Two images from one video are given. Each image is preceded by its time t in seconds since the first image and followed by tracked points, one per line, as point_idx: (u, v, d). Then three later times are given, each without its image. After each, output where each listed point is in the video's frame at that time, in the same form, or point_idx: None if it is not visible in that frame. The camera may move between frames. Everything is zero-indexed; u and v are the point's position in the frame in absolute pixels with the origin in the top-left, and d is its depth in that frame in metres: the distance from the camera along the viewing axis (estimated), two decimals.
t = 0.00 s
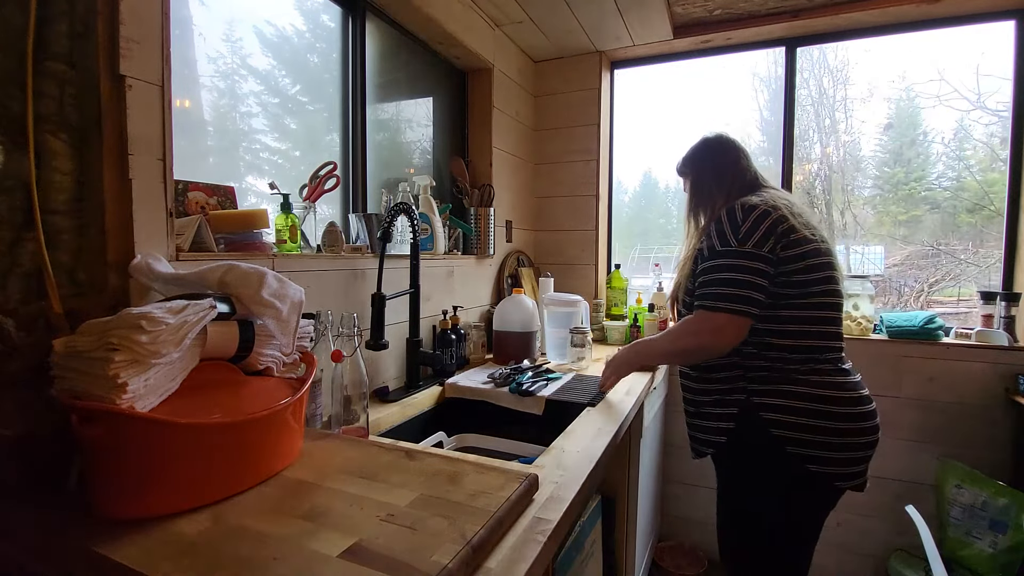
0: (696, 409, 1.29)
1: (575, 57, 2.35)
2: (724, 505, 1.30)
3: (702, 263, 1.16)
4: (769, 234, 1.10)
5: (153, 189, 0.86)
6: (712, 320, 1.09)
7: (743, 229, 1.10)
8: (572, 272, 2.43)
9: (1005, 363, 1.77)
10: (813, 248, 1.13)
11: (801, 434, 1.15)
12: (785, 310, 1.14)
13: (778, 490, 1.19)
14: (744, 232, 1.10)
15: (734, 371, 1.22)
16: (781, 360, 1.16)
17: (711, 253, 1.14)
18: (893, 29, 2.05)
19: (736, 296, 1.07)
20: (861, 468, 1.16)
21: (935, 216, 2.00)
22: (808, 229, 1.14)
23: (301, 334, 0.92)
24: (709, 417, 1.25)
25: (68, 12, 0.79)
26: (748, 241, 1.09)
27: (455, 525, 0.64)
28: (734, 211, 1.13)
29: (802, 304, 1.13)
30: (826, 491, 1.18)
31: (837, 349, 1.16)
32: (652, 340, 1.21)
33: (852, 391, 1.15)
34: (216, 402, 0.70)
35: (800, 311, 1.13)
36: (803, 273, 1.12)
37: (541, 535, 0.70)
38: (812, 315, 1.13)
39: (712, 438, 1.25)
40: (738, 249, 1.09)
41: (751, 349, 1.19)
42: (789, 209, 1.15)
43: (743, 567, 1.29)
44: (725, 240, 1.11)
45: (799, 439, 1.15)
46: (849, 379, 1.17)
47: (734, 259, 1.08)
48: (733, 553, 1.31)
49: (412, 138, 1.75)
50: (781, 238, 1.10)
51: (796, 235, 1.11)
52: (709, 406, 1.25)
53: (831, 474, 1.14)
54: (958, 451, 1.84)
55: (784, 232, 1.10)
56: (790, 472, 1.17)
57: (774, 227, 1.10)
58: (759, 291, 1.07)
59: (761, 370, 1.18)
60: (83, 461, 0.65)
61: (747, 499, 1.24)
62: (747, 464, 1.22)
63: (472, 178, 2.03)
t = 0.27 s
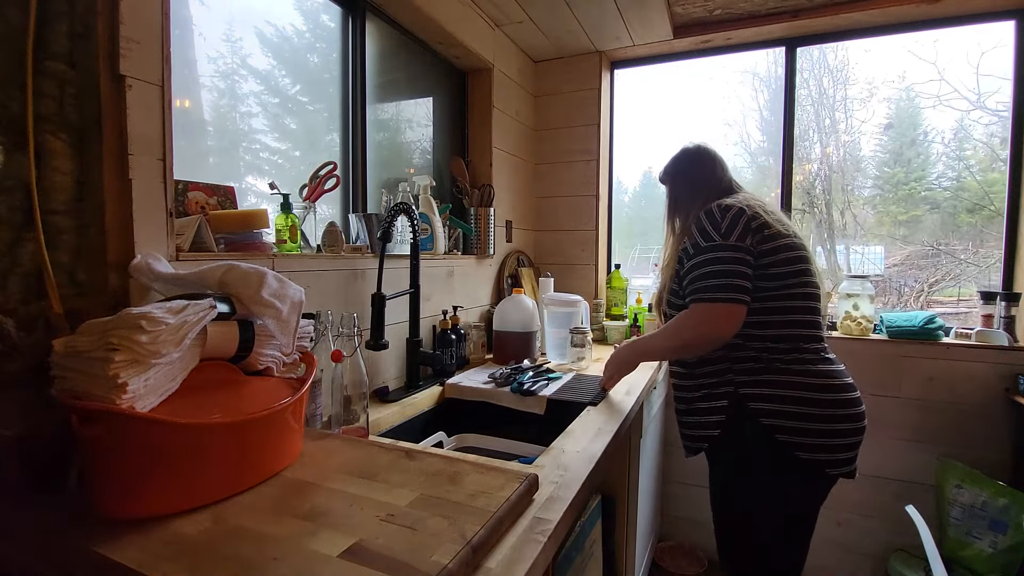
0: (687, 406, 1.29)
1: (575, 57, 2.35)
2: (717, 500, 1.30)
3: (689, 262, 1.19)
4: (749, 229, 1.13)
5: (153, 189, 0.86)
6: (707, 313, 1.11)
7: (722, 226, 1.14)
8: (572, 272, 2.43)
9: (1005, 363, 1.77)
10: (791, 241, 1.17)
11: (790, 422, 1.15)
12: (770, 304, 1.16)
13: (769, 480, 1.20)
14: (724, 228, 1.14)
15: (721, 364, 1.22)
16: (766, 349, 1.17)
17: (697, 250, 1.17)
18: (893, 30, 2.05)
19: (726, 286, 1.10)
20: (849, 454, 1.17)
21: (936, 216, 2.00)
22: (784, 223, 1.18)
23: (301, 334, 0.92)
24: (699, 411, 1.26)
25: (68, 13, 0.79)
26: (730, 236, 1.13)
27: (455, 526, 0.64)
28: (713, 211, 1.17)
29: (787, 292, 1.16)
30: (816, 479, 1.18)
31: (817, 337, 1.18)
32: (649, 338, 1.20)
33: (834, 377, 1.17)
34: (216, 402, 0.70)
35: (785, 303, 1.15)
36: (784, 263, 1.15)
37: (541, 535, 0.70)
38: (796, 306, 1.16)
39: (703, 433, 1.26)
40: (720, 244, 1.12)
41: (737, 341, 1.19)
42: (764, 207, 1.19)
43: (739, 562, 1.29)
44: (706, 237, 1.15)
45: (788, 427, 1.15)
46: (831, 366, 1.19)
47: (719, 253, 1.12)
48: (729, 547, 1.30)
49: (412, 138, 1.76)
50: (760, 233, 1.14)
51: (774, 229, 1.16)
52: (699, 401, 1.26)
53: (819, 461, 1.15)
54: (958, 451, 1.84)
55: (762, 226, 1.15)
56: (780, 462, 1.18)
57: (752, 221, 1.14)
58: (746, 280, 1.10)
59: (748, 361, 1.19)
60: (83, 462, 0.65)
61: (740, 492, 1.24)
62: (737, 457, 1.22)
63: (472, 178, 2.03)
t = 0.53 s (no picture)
0: (684, 403, 1.29)
1: (575, 57, 2.35)
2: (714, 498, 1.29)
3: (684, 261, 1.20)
4: (740, 226, 1.14)
5: (153, 189, 0.87)
6: (703, 308, 1.11)
7: (714, 225, 1.15)
8: (572, 272, 2.43)
9: (1005, 363, 1.77)
10: (783, 239, 1.18)
11: (784, 416, 1.15)
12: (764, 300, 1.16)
13: (766, 477, 1.19)
14: (716, 226, 1.14)
15: (715, 358, 1.23)
16: (760, 344, 1.18)
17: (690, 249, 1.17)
18: (893, 30, 2.05)
19: (721, 281, 1.10)
20: (845, 448, 1.17)
21: (936, 216, 2.00)
22: (775, 222, 1.19)
23: (301, 334, 0.92)
24: (696, 408, 1.26)
25: (69, 13, 0.79)
26: (723, 232, 1.13)
27: (455, 526, 0.64)
28: (704, 210, 1.18)
29: (782, 288, 1.16)
30: (812, 474, 1.18)
31: (809, 332, 1.19)
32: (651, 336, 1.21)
33: (828, 372, 1.17)
34: (216, 401, 0.70)
35: (778, 300, 1.16)
36: (779, 259, 1.16)
37: (541, 535, 0.70)
38: (791, 301, 1.16)
39: (700, 430, 1.26)
40: (713, 240, 1.13)
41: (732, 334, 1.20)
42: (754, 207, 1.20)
43: (739, 564, 1.28)
44: (699, 236, 1.16)
45: (783, 421, 1.15)
46: (824, 361, 1.19)
47: (713, 250, 1.12)
48: (728, 548, 1.29)
49: (412, 138, 1.76)
50: (753, 232, 1.15)
51: (765, 227, 1.17)
52: (695, 398, 1.26)
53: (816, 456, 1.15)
54: (958, 451, 1.84)
55: (753, 224, 1.15)
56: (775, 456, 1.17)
57: (744, 218, 1.15)
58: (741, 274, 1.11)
59: (742, 356, 1.19)
60: (83, 462, 0.65)
61: (737, 489, 1.23)
62: (733, 453, 1.22)
63: (472, 178, 2.03)
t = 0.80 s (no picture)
0: (684, 405, 1.29)
1: (575, 57, 2.35)
2: (711, 499, 1.29)
3: (692, 265, 1.18)
4: (748, 229, 1.13)
5: (152, 189, 0.87)
6: (719, 312, 1.10)
7: (722, 228, 1.13)
8: (572, 272, 2.43)
9: (1005, 363, 1.76)
10: (787, 238, 1.18)
11: (784, 419, 1.15)
12: (772, 302, 1.17)
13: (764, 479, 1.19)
14: (725, 229, 1.13)
15: (717, 360, 1.22)
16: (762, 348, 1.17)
17: (701, 253, 1.15)
18: (893, 30, 2.05)
19: (736, 288, 1.10)
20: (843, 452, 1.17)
21: (936, 216, 2.00)
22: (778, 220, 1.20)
23: (301, 334, 0.92)
24: (696, 409, 1.25)
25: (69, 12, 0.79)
26: (733, 236, 1.12)
27: (455, 526, 0.64)
28: (710, 213, 1.17)
29: (789, 289, 1.16)
30: (808, 477, 1.18)
31: (810, 335, 1.19)
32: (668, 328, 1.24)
33: (828, 375, 1.18)
34: (216, 401, 0.70)
35: (785, 301, 1.16)
36: (786, 259, 1.16)
37: (541, 535, 0.70)
38: (794, 303, 1.17)
39: (698, 430, 1.25)
40: (724, 245, 1.12)
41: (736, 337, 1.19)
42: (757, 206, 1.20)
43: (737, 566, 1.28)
44: (708, 239, 1.14)
45: (782, 424, 1.15)
46: (824, 364, 1.19)
47: (724, 256, 1.11)
48: (725, 550, 1.29)
49: (412, 138, 1.76)
50: (760, 233, 1.14)
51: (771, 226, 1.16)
52: (695, 399, 1.26)
53: (814, 459, 1.15)
54: (958, 451, 1.84)
55: (761, 224, 1.15)
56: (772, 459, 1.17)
57: (751, 220, 1.14)
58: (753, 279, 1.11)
59: (744, 359, 1.19)
60: (83, 462, 0.65)
61: (735, 491, 1.23)
62: (731, 454, 1.22)
63: (472, 178, 2.03)
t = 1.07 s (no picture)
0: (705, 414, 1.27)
1: (575, 57, 2.35)
2: (729, 509, 1.27)
3: (716, 275, 1.15)
4: (768, 233, 1.12)
5: (152, 188, 0.87)
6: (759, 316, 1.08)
7: (745, 235, 1.11)
8: (572, 272, 2.43)
9: (1005, 363, 1.76)
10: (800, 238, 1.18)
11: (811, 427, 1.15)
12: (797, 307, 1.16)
13: (789, 487, 1.18)
14: (749, 237, 1.11)
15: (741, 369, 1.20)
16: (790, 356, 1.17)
17: (726, 262, 1.12)
18: (893, 30, 2.05)
19: (769, 296, 1.07)
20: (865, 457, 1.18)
21: (936, 216, 2.00)
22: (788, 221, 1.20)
23: (301, 334, 0.92)
24: (719, 418, 1.24)
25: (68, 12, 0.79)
26: (757, 243, 1.10)
27: (455, 525, 0.64)
28: (729, 220, 1.14)
29: (809, 292, 1.16)
30: (830, 483, 1.19)
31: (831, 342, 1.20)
32: (697, 334, 1.22)
33: (850, 381, 1.18)
34: (216, 401, 0.70)
35: (808, 305, 1.16)
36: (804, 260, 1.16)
37: (541, 535, 0.70)
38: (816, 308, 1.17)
39: (719, 439, 1.24)
40: (750, 253, 1.10)
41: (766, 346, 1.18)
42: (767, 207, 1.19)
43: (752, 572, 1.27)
44: (732, 248, 1.12)
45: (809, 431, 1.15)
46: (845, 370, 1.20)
47: (752, 264, 1.09)
48: (744, 560, 1.28)
49: (412, 138, 1.76)
50: (780, 237, 1.13)
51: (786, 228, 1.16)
52: (715, 407, 1.24)
53: (840, 465, 1.15)
54: (958, 451, 1.84)
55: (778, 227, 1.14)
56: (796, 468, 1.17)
57: (770, 225, 1.13)
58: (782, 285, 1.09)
59: (769, 368, 1.18)
60: (82, 462, 0.65)
61: (758, 500, 1.22)
62: (753, 463, 1.21)
63: (472, 178, 2.03)
